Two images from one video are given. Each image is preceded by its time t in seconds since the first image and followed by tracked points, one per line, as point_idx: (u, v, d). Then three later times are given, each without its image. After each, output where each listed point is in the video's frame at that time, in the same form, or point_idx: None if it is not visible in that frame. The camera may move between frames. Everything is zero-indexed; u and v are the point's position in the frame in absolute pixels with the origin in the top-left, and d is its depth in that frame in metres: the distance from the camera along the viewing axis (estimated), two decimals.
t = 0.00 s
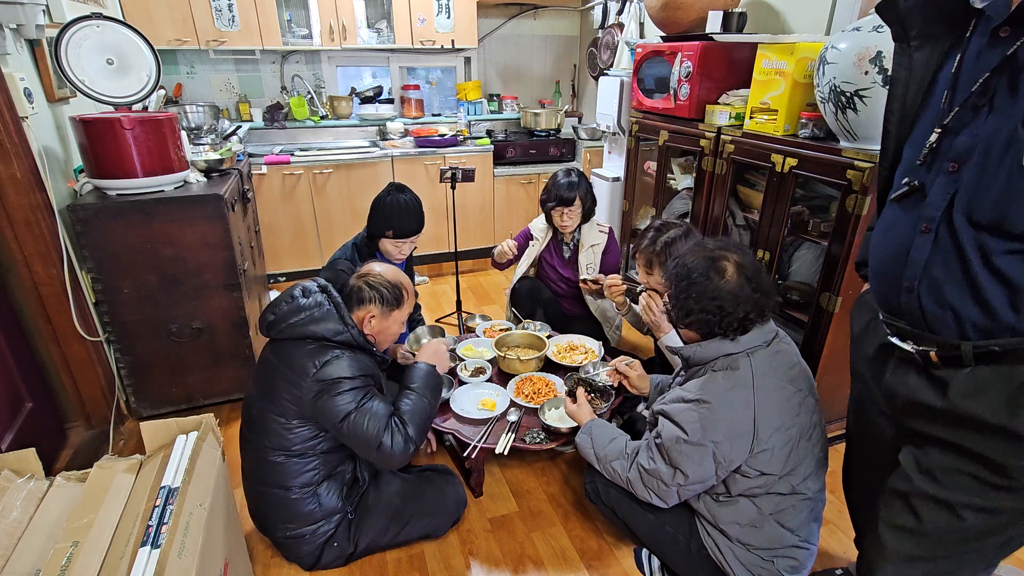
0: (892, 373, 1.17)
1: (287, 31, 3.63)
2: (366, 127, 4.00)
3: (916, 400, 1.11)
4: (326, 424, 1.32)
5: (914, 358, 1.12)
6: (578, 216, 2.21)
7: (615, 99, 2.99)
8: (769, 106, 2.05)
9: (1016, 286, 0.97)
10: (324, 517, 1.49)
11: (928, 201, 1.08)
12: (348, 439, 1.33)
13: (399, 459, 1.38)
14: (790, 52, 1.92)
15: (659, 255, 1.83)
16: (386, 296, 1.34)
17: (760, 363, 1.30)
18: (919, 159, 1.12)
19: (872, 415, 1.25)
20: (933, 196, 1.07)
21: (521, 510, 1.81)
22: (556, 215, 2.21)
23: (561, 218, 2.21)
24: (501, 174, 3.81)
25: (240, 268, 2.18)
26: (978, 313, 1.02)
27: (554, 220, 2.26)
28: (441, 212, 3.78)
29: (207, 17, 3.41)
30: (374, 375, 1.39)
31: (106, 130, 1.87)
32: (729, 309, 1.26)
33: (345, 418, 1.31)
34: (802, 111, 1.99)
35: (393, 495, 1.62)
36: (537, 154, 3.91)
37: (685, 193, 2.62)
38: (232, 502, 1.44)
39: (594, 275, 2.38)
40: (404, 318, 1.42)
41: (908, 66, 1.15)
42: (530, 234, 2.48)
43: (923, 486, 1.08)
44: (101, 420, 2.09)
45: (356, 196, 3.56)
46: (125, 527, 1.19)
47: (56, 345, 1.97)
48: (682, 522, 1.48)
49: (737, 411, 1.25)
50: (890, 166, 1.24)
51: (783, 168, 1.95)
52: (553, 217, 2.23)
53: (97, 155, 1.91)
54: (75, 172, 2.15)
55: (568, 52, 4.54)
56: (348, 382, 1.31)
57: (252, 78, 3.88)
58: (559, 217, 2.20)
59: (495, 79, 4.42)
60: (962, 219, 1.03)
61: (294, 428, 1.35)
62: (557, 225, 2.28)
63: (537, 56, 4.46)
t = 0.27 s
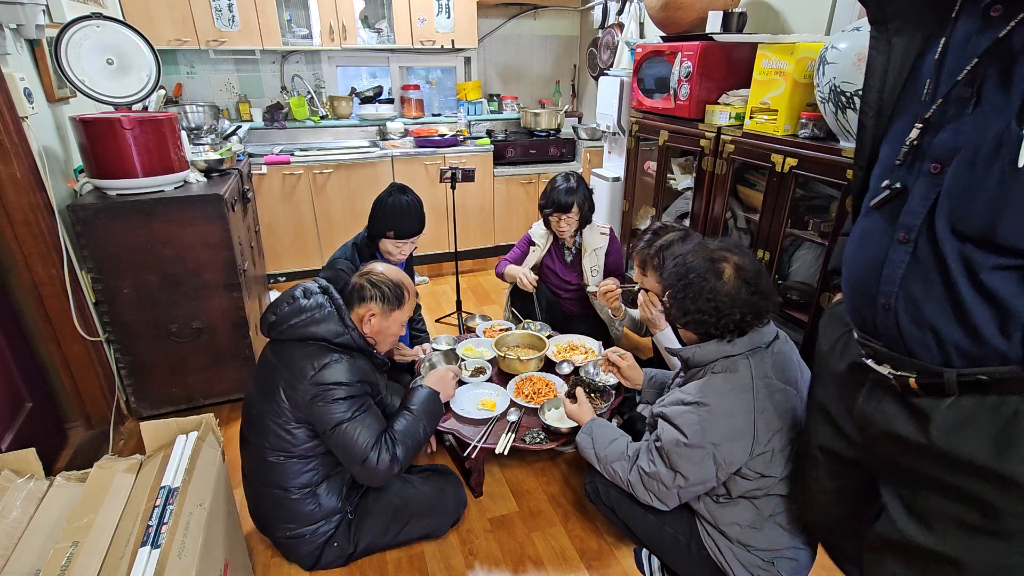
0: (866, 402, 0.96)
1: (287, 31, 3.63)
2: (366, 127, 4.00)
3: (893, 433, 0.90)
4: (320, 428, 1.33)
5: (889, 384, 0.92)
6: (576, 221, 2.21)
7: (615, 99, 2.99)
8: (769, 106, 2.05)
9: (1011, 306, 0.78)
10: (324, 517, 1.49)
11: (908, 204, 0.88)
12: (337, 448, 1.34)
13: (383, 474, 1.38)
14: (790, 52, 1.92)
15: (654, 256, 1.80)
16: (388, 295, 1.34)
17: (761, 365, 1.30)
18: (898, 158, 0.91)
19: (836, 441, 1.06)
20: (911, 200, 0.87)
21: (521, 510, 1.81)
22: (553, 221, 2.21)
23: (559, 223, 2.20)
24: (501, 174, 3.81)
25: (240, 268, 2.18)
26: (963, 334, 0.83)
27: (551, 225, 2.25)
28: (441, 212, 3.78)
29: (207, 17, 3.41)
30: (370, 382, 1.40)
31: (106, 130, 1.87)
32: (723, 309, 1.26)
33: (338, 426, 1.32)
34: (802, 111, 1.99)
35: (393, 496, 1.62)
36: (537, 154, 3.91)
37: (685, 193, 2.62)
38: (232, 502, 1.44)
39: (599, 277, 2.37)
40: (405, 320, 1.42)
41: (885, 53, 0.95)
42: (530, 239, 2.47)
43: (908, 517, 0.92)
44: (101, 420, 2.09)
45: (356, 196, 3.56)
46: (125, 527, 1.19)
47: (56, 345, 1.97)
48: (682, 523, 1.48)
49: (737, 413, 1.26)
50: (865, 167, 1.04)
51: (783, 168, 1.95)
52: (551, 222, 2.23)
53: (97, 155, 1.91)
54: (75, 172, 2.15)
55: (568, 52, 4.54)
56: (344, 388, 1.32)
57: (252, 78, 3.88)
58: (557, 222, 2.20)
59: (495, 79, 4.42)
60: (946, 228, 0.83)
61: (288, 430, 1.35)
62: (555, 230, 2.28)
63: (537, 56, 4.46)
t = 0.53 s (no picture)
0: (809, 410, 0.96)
1: (287, 31, 3.63)
2: (366, 127, 4.00)
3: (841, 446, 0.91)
4: (314, 435, 1.33)
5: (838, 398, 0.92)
6: (578, 224, 2.21)
7: (615, 99, 2.99)
8: (769, 106, 2.04)
9: (954, 321, 0.78)
10: (324, 517, 1.50)
11: (852, 211, 0.87)
12: (331, 455, 1.35)
13: (374, 483, 1.40)
14: (790, 52, 1.92)
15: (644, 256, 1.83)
16: (384, 295, 1.34)
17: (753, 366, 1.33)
18: (845, 162, 0.89)
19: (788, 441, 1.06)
20: (856, 207, 0.86)
21: (521, 510, 1.81)
22: (553, 222, 2.20)
23: (561, 225, 2.19)
24: (501, 174, 3.81)
25: (240, 268, 2.18)
26: (908, 348, 0.83)
27: (551, 227, 2.24)
28: (441, 213, 3.78)
29: (207, 17, 3.40)
30: (365, 388, 1.40)
31: (106, 130, 1.87)
32: (726, 309, 1.27)
33: (331, 434, 1.32)
34: (802, 111, 1.99)
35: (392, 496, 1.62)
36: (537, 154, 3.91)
37: (685, 193, 2.62)
38: (232, 502, 1.44)
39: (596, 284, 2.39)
40: (401, 319, 1.42)
41: (833, 51, 0.92)
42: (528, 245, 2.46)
43: (856, 531, 0.96)
44: (101, 420, 2.09)
45: (356, 196, 3.56)
46: (125, 527, 1.19)
47: (56, 345, 1.97)
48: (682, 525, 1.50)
49: (730, 415, 1.30)
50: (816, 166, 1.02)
51: (783, 168, 1.96)
52: (553, 224, 2.21)
53: (97, 155, 1.91)
54: (75, 172, 2.15)
55: (568, 52, 4.54)
56: (338, 395, 1.32)
57: (252, 78, 3.88)
58: (559, 224, 2.19)
59: (495, 79, 4.42)
60: (889, 238, 0.82)
61: (283, 435, 1.35)
62: (555, 233, 2.27)
63: (537, 56, 4.46)
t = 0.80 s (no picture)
0: (710, 411, 0.89)
1: (287, 31, 3.63)
2: (366, 127, 4.00)
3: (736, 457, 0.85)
4: (314, 441, 1.34)
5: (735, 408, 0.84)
6: (582, 231, 2.21)
7: (615, 99, 2.99)
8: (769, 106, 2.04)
9: (821, 331, 0.72)
10: (325, 518, 1.50)
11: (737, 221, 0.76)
12: (333, 459, 1.36)
13: (377, 483, 1.42)
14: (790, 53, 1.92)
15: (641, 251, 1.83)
16: (375, 291, 1.34)
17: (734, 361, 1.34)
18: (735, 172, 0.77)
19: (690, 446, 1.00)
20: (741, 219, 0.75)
21: (521, 510, 1.81)
22: (558, 228, 2.19)
23: (564, 231, 2.19)
24: (501, 174, 3.81)
25: (240, 268, 2.18)
26: (787, 366, 0.76)
27: (554, 233, 2.24)
28: (441, 213, 3.78)
29: (207, 17, 3.40)
30: (363, 390, 1.40)
31: (106, 130, 1.87)
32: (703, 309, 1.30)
33: (333, 438, 1.33)
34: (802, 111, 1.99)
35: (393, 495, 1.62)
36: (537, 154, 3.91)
37: (686, 193, 2.62)
38: (232, 503, 1.44)
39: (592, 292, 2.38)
40: (394, 314, 1.42)
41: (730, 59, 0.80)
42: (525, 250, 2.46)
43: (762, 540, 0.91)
44: (101, 420, 2.09)
45: (356, 196, 3.56)
46: (125, 527, 1.19)
47: (55, 345, 1.97)
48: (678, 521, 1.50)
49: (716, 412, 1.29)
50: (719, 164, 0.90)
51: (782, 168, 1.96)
52: (556, 229, 2.21)
53: (97, 155, 1.91)
54: (75, 172, 2.15)
55: (568, 51, 4.54)
56: (336, 399, 1.32)
57: (252, 78, 3.88)
58: (563, 230, 2.19)
59: (495, 78, 4.42)
60: (767, 249, 0.73)
61: (282, 441, 1.35)
62: (556, 238, 2.27)
63: (537, 56, 4.46)
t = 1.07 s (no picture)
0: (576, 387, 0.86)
1: (287, 31, 3.63)
2: (366, 127, 4.00)
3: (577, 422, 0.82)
4: (322, 434, 1.36)
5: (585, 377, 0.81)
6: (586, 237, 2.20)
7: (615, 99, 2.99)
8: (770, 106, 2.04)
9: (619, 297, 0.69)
10: (328, 515, 1.50)
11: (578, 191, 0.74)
12: (342, 450, 1.38)
13: (386, 470, 1.46)
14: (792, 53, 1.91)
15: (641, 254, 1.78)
16: (372, 282, 1.36)
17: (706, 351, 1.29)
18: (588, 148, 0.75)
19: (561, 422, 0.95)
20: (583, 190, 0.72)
21: (521, 510, 1.81)
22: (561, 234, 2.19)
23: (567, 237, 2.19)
24: (501, 174, 3.81)
25: (240, 268, 2.18)
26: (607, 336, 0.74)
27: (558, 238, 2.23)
28: (441, 212, 3.78)
29: (207, 17, 3.40)
30: (366, 382, 1.42)
31: (106, 130, 1.87)
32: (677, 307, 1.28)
33: (341, 430, 1.36)
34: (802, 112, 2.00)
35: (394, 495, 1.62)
36: (537, 154, 3.91)
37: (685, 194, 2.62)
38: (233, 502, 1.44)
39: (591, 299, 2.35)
40: (392, 304, 1.44)
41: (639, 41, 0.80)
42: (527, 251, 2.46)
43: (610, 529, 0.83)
44: (101, 420, 2.09)
45: (356, 196, 3.56)
46: (125, 527, 1.19)
47: (55, 345, 1.97)
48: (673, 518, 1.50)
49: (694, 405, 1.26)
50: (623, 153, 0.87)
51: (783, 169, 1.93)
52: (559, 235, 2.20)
53: (97, 155, 1.91)
54: (75, 172, 2.15)
55: (568, 51, 4.54)
56: (341, 392, 1.34)
57: (252, 78, 3.88)
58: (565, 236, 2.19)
59: (495, 78, 4.42)
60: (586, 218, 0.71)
61: (287, 437, 1.36)
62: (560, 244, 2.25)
63: (537, 56, 4.46)
